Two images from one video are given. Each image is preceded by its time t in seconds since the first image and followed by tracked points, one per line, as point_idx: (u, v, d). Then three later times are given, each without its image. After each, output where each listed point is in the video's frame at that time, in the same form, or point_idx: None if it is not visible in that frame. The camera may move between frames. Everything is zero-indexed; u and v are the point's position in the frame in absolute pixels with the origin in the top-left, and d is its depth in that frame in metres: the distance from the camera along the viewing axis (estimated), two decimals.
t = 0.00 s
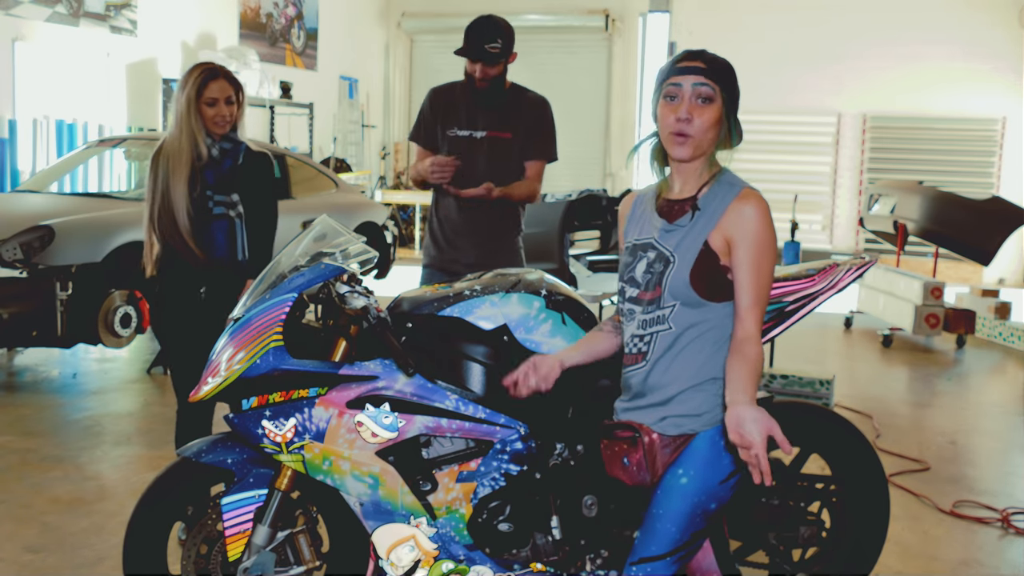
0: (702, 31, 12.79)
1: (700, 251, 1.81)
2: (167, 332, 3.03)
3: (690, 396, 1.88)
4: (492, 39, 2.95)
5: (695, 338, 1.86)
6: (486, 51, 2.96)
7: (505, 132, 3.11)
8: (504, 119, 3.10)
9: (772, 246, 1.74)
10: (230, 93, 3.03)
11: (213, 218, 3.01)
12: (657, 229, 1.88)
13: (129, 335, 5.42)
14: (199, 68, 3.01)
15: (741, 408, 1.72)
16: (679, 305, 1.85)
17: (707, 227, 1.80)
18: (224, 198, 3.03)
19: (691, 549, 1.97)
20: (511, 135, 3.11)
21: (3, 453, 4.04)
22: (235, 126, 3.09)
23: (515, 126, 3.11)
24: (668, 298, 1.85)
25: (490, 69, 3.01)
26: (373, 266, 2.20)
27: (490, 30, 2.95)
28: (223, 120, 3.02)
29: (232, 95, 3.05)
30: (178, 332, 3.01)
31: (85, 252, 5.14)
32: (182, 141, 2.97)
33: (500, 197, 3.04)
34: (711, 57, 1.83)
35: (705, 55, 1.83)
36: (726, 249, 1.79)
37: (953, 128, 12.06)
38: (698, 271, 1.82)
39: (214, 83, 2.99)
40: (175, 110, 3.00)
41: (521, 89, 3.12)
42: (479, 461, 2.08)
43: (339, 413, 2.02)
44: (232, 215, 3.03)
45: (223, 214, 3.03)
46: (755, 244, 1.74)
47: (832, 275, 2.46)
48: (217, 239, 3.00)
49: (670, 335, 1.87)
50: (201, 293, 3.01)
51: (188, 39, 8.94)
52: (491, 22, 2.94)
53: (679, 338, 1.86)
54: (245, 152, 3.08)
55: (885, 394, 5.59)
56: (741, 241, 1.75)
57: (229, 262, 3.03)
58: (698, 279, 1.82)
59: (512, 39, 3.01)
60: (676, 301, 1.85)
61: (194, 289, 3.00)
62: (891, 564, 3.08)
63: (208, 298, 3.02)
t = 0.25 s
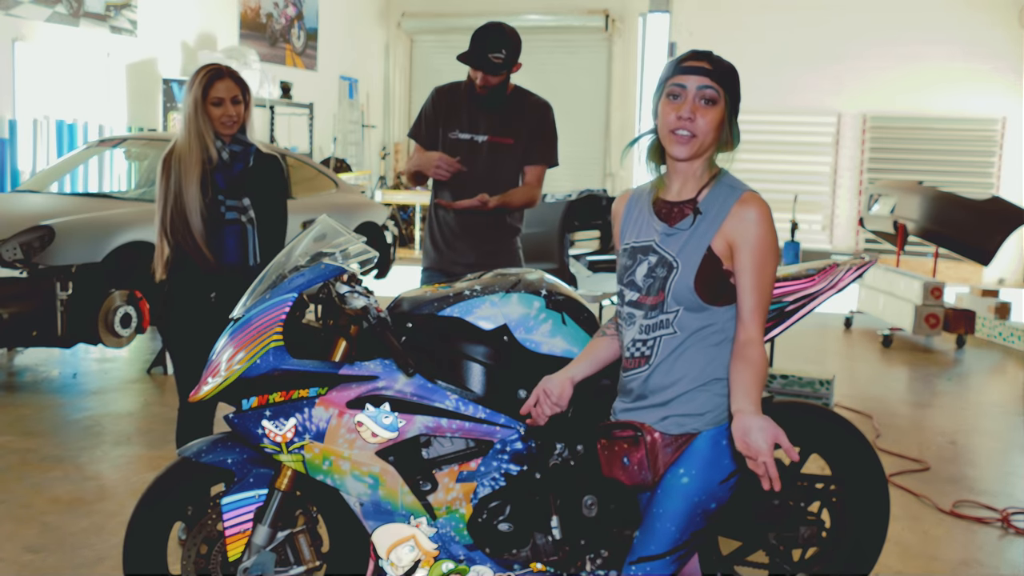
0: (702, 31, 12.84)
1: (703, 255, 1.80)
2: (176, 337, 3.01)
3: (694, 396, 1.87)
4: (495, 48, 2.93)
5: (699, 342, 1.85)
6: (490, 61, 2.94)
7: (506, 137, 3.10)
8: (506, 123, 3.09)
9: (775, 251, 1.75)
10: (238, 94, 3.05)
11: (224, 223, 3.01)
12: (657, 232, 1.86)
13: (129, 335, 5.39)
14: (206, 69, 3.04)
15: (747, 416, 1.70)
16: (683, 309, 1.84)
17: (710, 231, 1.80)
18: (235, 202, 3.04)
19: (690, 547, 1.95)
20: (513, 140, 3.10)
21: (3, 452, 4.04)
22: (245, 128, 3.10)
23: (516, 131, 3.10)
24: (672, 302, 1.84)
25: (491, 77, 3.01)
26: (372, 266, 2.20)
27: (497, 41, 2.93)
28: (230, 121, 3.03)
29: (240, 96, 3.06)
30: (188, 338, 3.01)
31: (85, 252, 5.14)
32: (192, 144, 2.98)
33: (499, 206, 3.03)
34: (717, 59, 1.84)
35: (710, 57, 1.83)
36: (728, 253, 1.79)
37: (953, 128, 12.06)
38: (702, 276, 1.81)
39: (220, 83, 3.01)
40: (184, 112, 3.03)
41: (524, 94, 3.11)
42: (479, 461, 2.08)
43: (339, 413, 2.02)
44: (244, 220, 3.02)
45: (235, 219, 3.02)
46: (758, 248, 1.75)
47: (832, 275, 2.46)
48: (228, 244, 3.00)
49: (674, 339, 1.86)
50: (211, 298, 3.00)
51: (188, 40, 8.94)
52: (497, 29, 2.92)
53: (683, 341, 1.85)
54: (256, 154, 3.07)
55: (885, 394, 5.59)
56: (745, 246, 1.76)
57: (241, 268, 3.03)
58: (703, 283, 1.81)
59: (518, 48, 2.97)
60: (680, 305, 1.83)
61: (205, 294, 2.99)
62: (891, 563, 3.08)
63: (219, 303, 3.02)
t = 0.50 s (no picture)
0: (702, 31, 12.86)
1: (703, 255, 1.79)
2: (183, 339, 3.00)
3: (699, 395, 1.86)
4: (496, 47, 2.93)
5: (701, 342, 1.84)
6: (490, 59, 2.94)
7: (505, 138, 3.09)
8: (505, 125, 3.09)
9: (772, 248, 1.74)
10: (247, 94, 3.04)
11: (235, 223, 3.02)
12: (654, 233, 1.85)
13: (129, 335, 5.34)
14: (214, 69, 3.01)
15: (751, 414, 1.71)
16: (683, 311, 1.83)
17: (708, 231, 1.79)
18: (245, 202, 3.05)
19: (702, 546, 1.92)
20: (511, 141, 3.10)
21: (3, 452, 4.04)
22: (254, 127, 3.10)
23: (515, 132, 3.10)
24: (672, 304, 1.83)
25: (491, 77, 3.01)
26: (372, 266, 2.20)
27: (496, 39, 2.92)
28: (238, 121, 3.03)
29: (247, 96, 3.05)
30: (197, 340, 3.00)
31: (85, 252, 5.13)
32: (202, 146, 2.98)
33: (500, 209, 3.03)
34: (714, 58, 1.84)
35: (708, 55, 1.84)
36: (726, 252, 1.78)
37: (953, 128, 12.05)
38: (701, 277, 1.80)
39: (228, 84, 2.99)
40: (192, 111, 3.02)
41: (523, 95, 3.11)
42: (479, 461, 2.08)
43: (339, 413, 2.02)
44: (254, 220, 3.04)
45: (245, 219, 3.04)
46: (756, 247, 1.74)
47: (832, 275, 2.46)
48: (240, 244, 3.02)
49: (676, 341, 1.85)
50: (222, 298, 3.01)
51: (187, 39, 8.94)
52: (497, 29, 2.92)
53: (685, 342, 1.84)
54: (264, 155, 3.08)
55: (885, 394, 5.59)
56: (743, 245, 1.75)
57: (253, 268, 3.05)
58: (702, 284, 1.80)
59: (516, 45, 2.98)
60: (680, 306, 1.83)
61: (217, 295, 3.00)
62: (891, 563, 3.08)
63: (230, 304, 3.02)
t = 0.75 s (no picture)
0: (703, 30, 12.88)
1: (698, 258, 1.79)
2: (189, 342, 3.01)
3: (701, 396, 1.85)
4: (503, 25, 2.91)
5: (701, 344, 1.84)
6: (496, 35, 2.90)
7: (499, 135, 3.08)
8: (498, 122, 3.07)
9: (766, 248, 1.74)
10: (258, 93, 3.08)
11: (241, 219, 3.03)
12: (647, 238, 1.84)
13: (129, 335, 5.33)
14: (228, 66, 3.05)
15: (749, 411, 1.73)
16: (682, 315, 1.83)
17: (702, 234, 1.78)
18: (251, 198, 3.06)
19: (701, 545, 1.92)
20: (505, 138, 3.09)
21: (3, 452, 4.04)
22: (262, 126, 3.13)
23: (509, 129, 3.08)
24: (671, 309, 1.82)
25: (496, 57, 2.95)
26: (372, 266, 2.20)
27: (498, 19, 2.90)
28: (251, 118, 3.07)
29: (259, 93, 3.09)
30: (201, 340, 2.98)
31: (85, 252, 5.13)
32: (212, 139, 2.98)
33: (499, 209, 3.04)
34: (697, 56, 1.83)
35: (689, 55, 1.82)
36: (720, 253, 1.78)
37: (953, 128, 12.05)
38: (698, 280, 1.79)
39: (242, 80, 3.03)
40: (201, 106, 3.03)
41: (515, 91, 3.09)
42: (479, 461, 2.08)
43: (339, 413, 2.02)
44: (260, 215, 3.05)
45: (251, 214, 3.05)
46: (751, 248, 1.74)
47: (832, 275, 2.46)
48: (246, 240, 3.02)
49: (676, 344, 1.84)
50: (227, 298, 3.00)
51: (187, 39, 8.94)
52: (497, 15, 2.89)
53: (685, 346, 1.84)
54: (271, 153, 3.11)
55: (886, 394, 5.59)
56: (738, 247, 1.74)
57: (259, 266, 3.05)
58: (700, 288, 1.80)
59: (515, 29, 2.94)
60: (679, 311, 1.82)
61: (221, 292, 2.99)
62: (891, 563, 3.08)
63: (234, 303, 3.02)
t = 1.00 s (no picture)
0: (703, 30, 12.90)
1: (694, 261, 1.64)
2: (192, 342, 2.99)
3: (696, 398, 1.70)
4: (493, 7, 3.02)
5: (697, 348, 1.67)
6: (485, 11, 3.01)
7: (486, 129, 3.07)
8: (484, 117, 3.07)
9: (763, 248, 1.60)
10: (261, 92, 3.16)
11: (250, 217, 3.03)
12: (641, 240, 1.69)
13: (129, 335, 5.32)
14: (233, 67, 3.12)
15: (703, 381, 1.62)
16: (678, 318, 1.66)
17: (698, 236, 1.63)
18: (258, 196, 3.06)
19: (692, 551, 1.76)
20: (492, 133, 3.08)
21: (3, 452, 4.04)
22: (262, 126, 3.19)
23: (495, 125, 3.09)
24: (667, 311, 1.66)
25: (491, 36, 3.01)
26: (372, 266, 2.20)
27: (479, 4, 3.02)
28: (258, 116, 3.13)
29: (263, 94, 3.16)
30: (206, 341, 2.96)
31: (85, 252, 5.12)
32: (222, 135, 3.00)
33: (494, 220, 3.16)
34: (685, 54, 1.68)
35: (676, 53, 1.68)
36: (716, 257, 1.63)
37: (954, 128, 12.05)
38: (695, 285, 1.64)
39: (249, 80, 3.11)
40: (204, 103, 3.05)
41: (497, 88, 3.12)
42: (479, 461, 2.08)
43: (339, 413, 2.02)
44: (268, 213, 3.06)
45: (258, 213, 3.05)
46: (748, 248, 1.59)
47: (832, 275, 2.47)
48: (255, 239, 3.02)
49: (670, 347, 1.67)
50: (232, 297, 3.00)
51: (187, 39, 8.94)
52: None
53: (680, 349, 1.66)
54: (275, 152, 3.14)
55: (886, 394, 5.59)
56: (734, 248, 1.60)
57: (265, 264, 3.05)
58: (698, 291, 1.64)
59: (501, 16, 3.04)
60: (674, 313, 1.66)
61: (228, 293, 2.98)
62: (891, 564, 3.07)
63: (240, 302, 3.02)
